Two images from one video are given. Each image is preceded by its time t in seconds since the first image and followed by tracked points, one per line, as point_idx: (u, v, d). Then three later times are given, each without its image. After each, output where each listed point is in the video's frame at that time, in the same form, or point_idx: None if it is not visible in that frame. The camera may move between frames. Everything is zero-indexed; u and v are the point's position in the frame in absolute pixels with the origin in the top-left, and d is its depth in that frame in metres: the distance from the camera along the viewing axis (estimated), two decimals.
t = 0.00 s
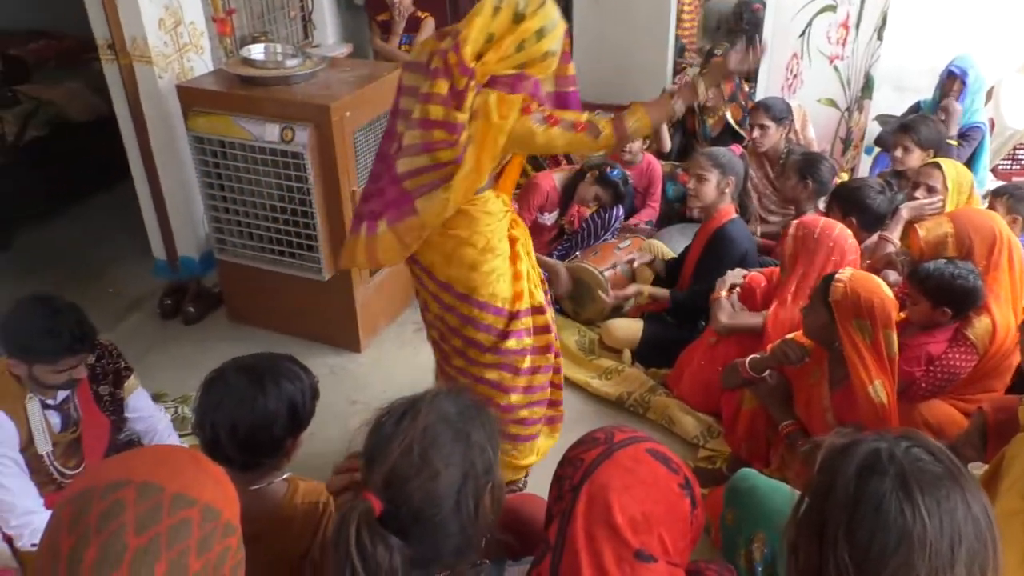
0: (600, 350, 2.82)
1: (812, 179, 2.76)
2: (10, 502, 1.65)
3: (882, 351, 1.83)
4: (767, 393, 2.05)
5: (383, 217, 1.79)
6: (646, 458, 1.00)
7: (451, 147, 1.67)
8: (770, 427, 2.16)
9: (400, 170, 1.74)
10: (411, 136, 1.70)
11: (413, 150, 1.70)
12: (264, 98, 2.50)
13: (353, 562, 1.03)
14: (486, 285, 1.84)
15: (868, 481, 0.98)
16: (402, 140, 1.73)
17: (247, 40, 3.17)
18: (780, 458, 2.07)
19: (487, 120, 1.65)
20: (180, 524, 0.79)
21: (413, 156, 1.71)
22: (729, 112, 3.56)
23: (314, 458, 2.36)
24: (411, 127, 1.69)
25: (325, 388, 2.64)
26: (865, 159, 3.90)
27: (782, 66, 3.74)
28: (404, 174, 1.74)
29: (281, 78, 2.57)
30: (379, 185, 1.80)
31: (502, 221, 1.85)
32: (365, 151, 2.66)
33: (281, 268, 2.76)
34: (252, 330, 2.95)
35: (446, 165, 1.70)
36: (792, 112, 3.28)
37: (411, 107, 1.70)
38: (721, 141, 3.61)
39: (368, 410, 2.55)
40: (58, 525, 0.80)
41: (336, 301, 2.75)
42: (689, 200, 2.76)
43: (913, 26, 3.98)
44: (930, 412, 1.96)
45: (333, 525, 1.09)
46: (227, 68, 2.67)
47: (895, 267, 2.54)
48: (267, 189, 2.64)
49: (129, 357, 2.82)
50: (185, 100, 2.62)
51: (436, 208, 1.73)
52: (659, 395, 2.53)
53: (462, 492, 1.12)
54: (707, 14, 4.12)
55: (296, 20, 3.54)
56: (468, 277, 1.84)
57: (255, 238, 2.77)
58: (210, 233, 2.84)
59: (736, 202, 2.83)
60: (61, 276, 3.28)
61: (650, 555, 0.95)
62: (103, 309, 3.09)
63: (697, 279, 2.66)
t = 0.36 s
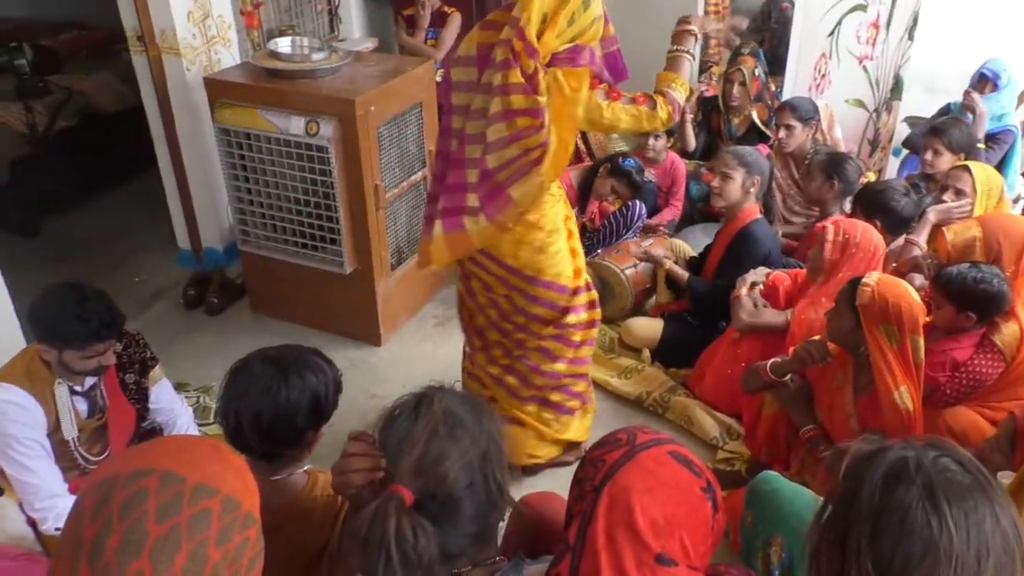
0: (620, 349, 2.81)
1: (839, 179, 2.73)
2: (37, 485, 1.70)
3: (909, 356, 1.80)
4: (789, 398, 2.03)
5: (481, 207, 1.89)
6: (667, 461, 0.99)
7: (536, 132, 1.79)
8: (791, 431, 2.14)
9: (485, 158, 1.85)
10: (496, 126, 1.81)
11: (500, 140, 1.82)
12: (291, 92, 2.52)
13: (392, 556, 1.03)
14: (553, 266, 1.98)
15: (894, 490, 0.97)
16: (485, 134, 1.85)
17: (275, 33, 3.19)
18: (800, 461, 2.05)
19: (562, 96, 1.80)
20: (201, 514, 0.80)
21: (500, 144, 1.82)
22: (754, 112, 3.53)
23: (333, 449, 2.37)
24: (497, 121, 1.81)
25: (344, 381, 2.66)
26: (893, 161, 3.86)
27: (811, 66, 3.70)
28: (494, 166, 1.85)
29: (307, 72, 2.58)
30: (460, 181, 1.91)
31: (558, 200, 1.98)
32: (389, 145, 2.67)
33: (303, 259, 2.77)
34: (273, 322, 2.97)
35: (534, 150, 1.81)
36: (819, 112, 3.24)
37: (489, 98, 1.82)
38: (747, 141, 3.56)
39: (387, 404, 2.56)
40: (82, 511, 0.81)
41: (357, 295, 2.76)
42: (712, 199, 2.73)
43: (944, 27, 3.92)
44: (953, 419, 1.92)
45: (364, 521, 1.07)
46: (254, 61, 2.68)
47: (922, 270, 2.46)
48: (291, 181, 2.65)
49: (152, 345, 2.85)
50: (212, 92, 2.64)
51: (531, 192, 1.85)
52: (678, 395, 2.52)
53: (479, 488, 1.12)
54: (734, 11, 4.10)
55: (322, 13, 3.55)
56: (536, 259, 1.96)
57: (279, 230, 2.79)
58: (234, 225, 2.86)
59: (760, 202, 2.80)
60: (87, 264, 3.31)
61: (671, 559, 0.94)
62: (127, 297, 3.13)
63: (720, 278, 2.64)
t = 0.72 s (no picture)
0: (649, 349, 2.80)
1: (876, 183, 2.68)
2: (70, 465, 1.73)
3: (946, 366, 1.77)
4: (822, 403, 2.01)
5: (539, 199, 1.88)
6: (698, 462, 0.99)
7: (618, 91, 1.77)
8: (821, 438, 2.12)
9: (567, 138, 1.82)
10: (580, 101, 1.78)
11: (590, 109, 1.78)
12: (328, 84, 2.53)
13: (450, 540, 1.02)
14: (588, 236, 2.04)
15: (931, 501, 0.95)
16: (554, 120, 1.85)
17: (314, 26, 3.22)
18: (830, 468, 2.03)
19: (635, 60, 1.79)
20: (235, 500, 0.81)
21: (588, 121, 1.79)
22: (792, 113, 3.49)
23: (360, 439, 2.39)
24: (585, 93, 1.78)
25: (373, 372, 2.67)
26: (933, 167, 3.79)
27: (851, 68, 3.63)
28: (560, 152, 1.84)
29: (345, 64, 2.59)
30: (535, 161, 1.87)
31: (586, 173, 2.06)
32: (424, 139, 2.67)
33: (336, 251, 2.80)
34: (304, 311, 3.00)
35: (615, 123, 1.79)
36: (859, 115, 3.19)
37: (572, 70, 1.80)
38: (784, 142, 3.52)
39: (415, 397, 2.57)
40: (120, 493, 0.82)
41: (389, 287, 2.78)
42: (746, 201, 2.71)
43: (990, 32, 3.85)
44: (989, 431, 1.88)
45: (416, 507, 1.06)
46: (293, 52, 2.70)
47: (961, 277, 2.45)
48: (327, 172, 2.67)
49: (186, 330, 2.90)
50: (251, 83, 2.66)
51: (614, 156, 1.81)
52: (707, 397, 2.51)
53: (512, 480, 1.12)
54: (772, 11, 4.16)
55: (360, 7, 3.56)
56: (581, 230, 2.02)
57: (313, 221, 2.81)
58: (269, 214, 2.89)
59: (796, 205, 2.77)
60: (125, 249, 3.37)
61: (700, 561, 0.94)
62: (163, 283, 3.17)
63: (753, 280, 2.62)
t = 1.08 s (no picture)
0: (677, 352, 2.78)
1: (914, 191, 2.63)
2: (103, 449, 1.75)
3: (983, 378, 1.73)
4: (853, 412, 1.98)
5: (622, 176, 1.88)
6: (730, 470, 0.98)
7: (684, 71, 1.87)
8: (851, 448, 2.08)
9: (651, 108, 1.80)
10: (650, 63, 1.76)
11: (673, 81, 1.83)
12: (363, 78, 2.54)
13: (477, 534, 1.01)
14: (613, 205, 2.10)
15: (970, 516, 0.94)
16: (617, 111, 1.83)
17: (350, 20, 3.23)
18: (859, 479, 1.99)
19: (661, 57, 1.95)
20: (269, 490, 0.82)
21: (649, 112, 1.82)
22: (830, 118, 3.44)
23: (385, 434, 2.40)
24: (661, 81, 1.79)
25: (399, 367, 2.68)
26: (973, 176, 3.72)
27: (891, 72, 3.65)
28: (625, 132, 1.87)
29: (381, 59, 2.60)
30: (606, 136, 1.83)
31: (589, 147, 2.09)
32: (457, 135, 2.67)
33: (367, 245, 2.81)
34: (333, 304, 3.02)
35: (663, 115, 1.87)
36: (899, 121, 3.13)
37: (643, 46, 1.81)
38: (819, 147, 3.49)
39: (442, 392, 2.58)
40: (157, 480, 0.83)
41: (418, 282, 2.78)
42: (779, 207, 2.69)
43: None
44: None
45: (446, 499, 1.06)
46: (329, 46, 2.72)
47: (1000, 289, 2.32)
48: (360, 166, 2.68)
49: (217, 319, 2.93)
50: (287, 76, 2.68)
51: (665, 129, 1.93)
52: (735, 402, 2.49)
53: (543, 478, 1.11)
54: (812, 13, 3.92)
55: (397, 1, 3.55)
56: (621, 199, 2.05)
57: (345, 214, 2.83)
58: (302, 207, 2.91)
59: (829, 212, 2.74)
60: (159, 237, 3.41)
61: (730, 572, 0.92)
62: (196, 272, 3.21)
63: (785, 286, 2.59)
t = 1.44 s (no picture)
0: (702, 355, 2.77)
1: (948, 197, 2.60)
2: (131, 434, 1.78)
3: (1018, 389, 1.67)
4: (881, 420, 1.96)
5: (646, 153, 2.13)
6: (762, 479, 0.97)
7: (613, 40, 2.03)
8: (878, 456, 2.05)
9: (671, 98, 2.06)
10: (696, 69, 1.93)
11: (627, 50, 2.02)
12: (393, 73, 2.55)
13: (490, 533, 1.01)
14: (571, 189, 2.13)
15: (1003, 529, 0.92)
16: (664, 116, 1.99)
17: (383, 15, 3.25)
18: (885, 488, 1.97)
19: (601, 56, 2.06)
20: (299, 482, 0.82)
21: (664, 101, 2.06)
22: (862, 122, 3.39)
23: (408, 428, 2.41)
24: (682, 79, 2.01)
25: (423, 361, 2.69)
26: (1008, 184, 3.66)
27: (927, 78, 3.50)
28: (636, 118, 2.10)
29: (413, 54, 2.61)
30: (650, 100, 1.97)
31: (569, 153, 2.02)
32: (486, 132, 2.68)
33: (394, 239, 2.82)
34: (359, 298, 3.03)
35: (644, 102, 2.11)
36: (934, 127, 3.08)
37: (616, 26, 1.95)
38: (851, 151, 3.43)
39: (465, 388, 2.58)
40: (189, 469, 0.84)
41: (443, 277, 2.79)
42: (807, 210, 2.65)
43: None
44: None
45: (460, 496, 1.06)
46: (361, 40, 2.72)
47: None
48: (389, 161, 2.69)
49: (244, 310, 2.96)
50: (319, 70, 2.69)
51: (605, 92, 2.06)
52: (759, 407, 2.47)
53: (562, 478, 1.11)
54: (846, 16, 3.91)
55: None
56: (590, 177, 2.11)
57: (373, 208, 2.84)
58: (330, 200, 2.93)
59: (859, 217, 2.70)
60: (188, 226, 3.45)
61: None
62: (224, 262, 3.24)
63: (812, 291, 2.56)
